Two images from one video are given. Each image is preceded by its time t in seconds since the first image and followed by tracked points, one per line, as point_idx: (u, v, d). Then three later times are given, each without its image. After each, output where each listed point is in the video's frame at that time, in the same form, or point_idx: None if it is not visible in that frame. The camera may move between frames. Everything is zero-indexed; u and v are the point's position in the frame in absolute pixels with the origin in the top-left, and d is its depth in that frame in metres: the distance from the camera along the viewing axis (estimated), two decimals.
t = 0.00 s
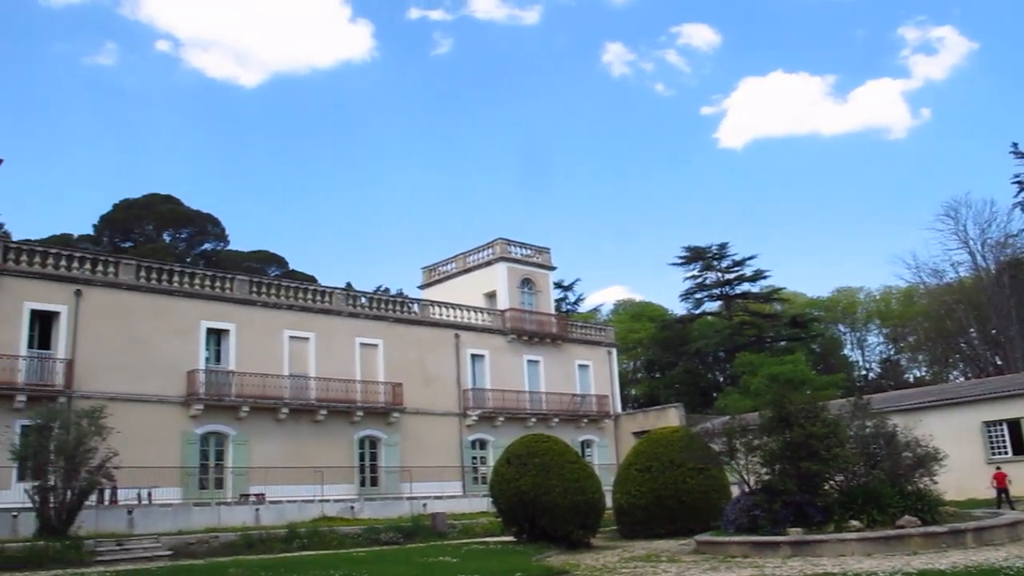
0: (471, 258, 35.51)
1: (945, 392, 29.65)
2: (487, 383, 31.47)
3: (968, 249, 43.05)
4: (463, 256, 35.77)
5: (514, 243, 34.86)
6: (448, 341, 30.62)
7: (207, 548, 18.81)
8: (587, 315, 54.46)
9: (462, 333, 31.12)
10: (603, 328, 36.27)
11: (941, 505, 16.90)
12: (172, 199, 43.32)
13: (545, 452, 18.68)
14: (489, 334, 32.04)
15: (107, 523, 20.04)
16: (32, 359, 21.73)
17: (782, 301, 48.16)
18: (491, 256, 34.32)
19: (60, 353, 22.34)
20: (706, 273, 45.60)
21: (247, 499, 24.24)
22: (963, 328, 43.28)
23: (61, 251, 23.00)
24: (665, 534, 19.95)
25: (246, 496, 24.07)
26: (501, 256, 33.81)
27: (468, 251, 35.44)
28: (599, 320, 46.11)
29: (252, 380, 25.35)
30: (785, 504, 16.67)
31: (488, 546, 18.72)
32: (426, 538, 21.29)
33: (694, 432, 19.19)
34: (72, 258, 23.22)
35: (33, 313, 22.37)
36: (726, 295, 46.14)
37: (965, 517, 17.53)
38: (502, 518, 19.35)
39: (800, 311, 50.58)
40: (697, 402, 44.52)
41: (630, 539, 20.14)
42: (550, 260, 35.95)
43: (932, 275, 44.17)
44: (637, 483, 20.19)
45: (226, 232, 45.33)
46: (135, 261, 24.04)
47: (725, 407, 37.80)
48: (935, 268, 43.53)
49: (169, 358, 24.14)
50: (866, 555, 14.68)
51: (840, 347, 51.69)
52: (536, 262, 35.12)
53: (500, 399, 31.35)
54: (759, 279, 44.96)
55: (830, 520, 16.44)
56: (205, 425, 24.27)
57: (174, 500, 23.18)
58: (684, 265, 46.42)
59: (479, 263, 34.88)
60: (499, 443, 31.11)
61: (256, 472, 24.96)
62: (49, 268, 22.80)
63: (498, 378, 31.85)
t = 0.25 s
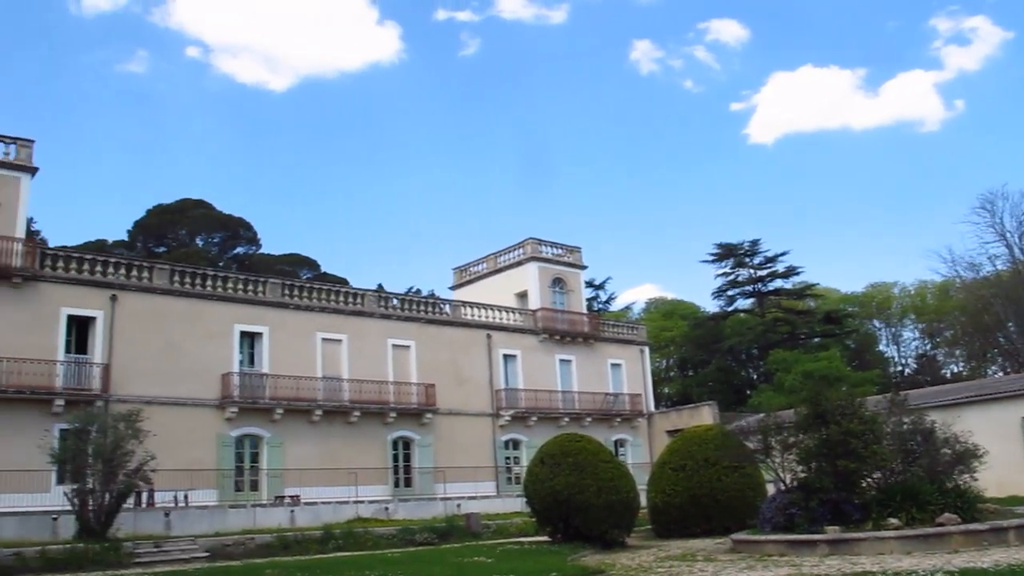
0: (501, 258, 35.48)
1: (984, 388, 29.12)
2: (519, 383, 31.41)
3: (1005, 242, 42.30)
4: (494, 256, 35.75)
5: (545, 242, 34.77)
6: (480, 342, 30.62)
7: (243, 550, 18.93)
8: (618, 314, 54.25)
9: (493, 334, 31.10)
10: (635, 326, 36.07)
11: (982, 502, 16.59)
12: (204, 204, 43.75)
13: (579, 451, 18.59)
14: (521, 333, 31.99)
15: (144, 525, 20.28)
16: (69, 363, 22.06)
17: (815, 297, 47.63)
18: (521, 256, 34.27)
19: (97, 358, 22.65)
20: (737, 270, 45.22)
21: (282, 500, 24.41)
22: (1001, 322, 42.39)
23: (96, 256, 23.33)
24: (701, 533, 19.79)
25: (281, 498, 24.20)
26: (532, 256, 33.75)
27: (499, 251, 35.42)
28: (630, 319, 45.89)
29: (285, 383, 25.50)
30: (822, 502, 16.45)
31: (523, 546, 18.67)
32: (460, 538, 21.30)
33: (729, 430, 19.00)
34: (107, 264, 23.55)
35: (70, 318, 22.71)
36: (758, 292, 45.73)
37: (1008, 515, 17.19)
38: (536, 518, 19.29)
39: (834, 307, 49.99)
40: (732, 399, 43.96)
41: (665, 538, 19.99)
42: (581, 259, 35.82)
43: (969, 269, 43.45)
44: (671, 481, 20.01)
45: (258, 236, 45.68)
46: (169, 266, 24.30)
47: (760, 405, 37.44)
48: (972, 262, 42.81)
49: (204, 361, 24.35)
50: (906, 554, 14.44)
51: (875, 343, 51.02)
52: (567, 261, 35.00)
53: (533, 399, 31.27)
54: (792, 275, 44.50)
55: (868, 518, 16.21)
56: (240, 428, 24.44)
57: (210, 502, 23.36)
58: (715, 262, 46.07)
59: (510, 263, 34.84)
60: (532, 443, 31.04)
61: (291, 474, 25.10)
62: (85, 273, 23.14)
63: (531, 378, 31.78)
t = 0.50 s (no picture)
0: (530, 258, 35.44)
1: None
2: (550, 383, 31.35)
3: None
4: (523, 256, 35.72)
5: (574, 242, 34.68)
6: (511, 342, 30.61)
7: (278, 551, 19.06)
8: (648, 312, 54.01)
9: (523, 334, 31.07)
10: (666, 325, 35.87)
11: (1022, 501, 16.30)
12: (234, 208, 44.12)
13: (611, 451, 18.50)
14: (551, 334, 31.93)
15: (180, 527, 20.47)
16: (104, 368, 22.36)
17: (848, 294, 47.10)
18: (551, 256, 34.21)
19: (131, 362, 22.92)
20: (768, 267, 44.83)
21: (315, 502, 24.57)
22: None
23: (129, 262, 23.61)
24: (734, 533, 19.65)
25: (314, 499, 24.35)
26: (562, 256, 33.68)
27: (528, 251, 35.39)
28: (660, 318, 45.66)
29: (317, 385, 25.64)
30: (857, 501, 16.23)
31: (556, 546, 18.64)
32: (493, 539, 21.30)
33: (762, 429, 18.82)
34: (140, 269, 23.82)
35: (105, 323, 23.01)
36: (790, 289, 45.31)
37: None
38: (569, 518, 19.23)
39: (868, 303, 49.40)
40: (764, 397, 43.78)
41: (698, 538, 19.85)
42: (611, 258, 35.68)
43: (1005, 263, 42.73)
44: (704, 481, 19.85)
45: (288, 239, 46.00)
46: (201, 270, 24.53)
47: (793, 403, 37.10)
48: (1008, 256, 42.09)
49: (236, 364, 24.55)
50: (945, 553, 14.21)
51: (910, 339, 50.36)
52: (596, 261, 34.88)
53: (564, 399, 31.20)
54: (824, 272, 44.03)
55: (905, 517, 15.98)
56: (272, 430, 24.62)
57: (244, 504, 23.55)
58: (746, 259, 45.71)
59: (539, 263, 34.80)
60: (563, 443, 30.97)
61: (323, 476, 25.23)
62: (118, 279, 23.43)
63: (561, 378, 31.70)
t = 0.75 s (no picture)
0: (561, 257, 35.39)
1: None
2: (581, 383, 31.28)
3: None
4: (553, 256, 35.68)
5: (604, 240, 34.58)
6: (542, 341, 30.58)
7: (313, 551, 19.16)
8: (679, 310, 53.74)
9: (555, 333, 31.03)
10: (697, 323, 35.65)
11: None
12: (265, 212, 44.46)
13: (643, 450, 18.41)
14: (582, 333, 31.85)
15: (215, 528, 20.64)
16: (139, 371, 22.63)
17: (882, 289, 46.53)
18: (581, 255, 34.12)
19: (166, 365, 23.17)
20: (801, 264, 44.40)
21: (349, 502, 24.71)
22: None
23: (163, 266, 23.89)
24: (769, 531, 19.49)
25: (348, 500, 24.47)
26: (592, 255, 33.59)
27: (558, 250, 35.34)
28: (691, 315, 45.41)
29: (349, 386, 25.78)
30: (894, 499, 16.00)
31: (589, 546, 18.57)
32: (526, 538, 21.28)
33: (796, 427, 18.63)
34: (174, 273, 24.09)
35: (140, 327, 23.29)
36: (822, 286, 44.85)
37: None
38: (602, 517, 19.15)
39: (902, 299, 48.77)
40: (797, 395, 43.45)
41: (733, 537, 19.70)
42: (641, 257, 35.53)
43: None
44: (738, 479, 19.69)
45: (318, 242, 46.29)
46: (233, 274, 24.75)
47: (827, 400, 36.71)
48: None
49: (269, 366, 24.76)
50: (985, 552, 13.98)
51: (946, 334, 49.64)
52: (626, 259, 34.75)
53: (595, 398, 31.09)
54: (857, 267, 43.53)
55: (943, 515, 15.73)
56: (306, 431, 24.79)
57: (278, 505, 23.73)
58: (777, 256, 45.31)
59: (569, 262, 34.74)
60: (595, 442, 30.88)
61: (357, 477, 25.36)
62: (152, 283, 23.71)
63: (593, 377, 31.61)
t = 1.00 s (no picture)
0: (589, 253, 35.31)
1: None
2: (610, 379, 31.16)
3: None
4: (581, 252, 35.60)
5: (632, 236, 34.43)
6: (571, 338, 30.52)
7: (344, 548, 19.26)
8: (708, 306, 53.44)
9: (583, 329, 30.95)
10: (727, 318, 35.41)
11: None
12: (293, 211, 44.74)
13: (674, 446, 18.31)
14: (610, 329, 31.73)
15: (247, 525, 20.80)
16: (171, 370, 22.84)
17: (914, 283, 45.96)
18: (609, 250, 34.01)
19: (197, 364, 23.37)
20: (831, 258, 43.96)
21: (380, 499, 24.80)
22: None
23: (193, 266, 24.10)
24: (801, 527, 19.31)
25: (378, 497, 24.55)
26: (620, 251, 33.46)
27: (586, 246, 35.25)
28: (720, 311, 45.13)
29: (379, 384, 25.86)
30: (928, 494, 15.76)
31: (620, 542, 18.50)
32: (557, 535, 21.25)
33: (828, 422, 18.43)
34: (204, 272, 24.29)
35: (171, 326, 23.52)
36: (853, 279, 44.38)
37: None
38: (632, 514, 19.08)
39: (935, 292, 48.14)
40: (828, 390, 43.09)
41: (765, 533, 19.53)
42: (670, 252, 35.34)
43: None
44: (770, 475, 19.52)
45: (346, 240, 46.49)
46: (262, 272, 24.91)
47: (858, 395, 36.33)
48: None
49: (299, 364, 24.90)
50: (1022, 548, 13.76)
51: (980, 328, 48.94)
52: (655, 255, 34.58)
53: (625, 394, 30.96)
54: (888, 261, 43.02)
55: (979, 510, 15.50)
56: (336, 429, 24.91)
57: (309, 502, 23.87)
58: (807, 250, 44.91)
59: (598, 258, 34.64)
60: (625, 438, 30.77)
61: (387, 474, 25.44)
62: (183, 282, 23.92)
63: (622, 372, 31.48)
